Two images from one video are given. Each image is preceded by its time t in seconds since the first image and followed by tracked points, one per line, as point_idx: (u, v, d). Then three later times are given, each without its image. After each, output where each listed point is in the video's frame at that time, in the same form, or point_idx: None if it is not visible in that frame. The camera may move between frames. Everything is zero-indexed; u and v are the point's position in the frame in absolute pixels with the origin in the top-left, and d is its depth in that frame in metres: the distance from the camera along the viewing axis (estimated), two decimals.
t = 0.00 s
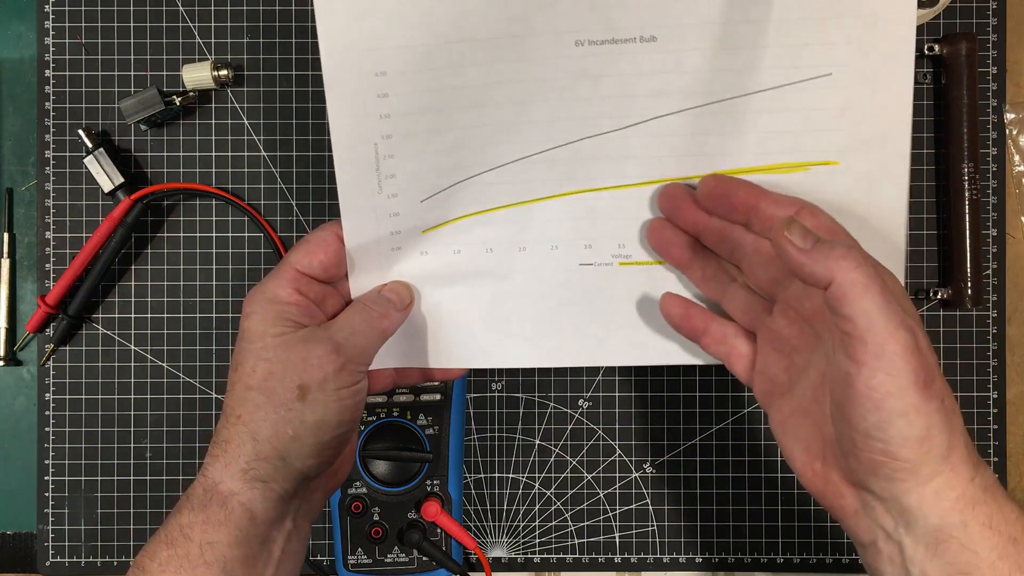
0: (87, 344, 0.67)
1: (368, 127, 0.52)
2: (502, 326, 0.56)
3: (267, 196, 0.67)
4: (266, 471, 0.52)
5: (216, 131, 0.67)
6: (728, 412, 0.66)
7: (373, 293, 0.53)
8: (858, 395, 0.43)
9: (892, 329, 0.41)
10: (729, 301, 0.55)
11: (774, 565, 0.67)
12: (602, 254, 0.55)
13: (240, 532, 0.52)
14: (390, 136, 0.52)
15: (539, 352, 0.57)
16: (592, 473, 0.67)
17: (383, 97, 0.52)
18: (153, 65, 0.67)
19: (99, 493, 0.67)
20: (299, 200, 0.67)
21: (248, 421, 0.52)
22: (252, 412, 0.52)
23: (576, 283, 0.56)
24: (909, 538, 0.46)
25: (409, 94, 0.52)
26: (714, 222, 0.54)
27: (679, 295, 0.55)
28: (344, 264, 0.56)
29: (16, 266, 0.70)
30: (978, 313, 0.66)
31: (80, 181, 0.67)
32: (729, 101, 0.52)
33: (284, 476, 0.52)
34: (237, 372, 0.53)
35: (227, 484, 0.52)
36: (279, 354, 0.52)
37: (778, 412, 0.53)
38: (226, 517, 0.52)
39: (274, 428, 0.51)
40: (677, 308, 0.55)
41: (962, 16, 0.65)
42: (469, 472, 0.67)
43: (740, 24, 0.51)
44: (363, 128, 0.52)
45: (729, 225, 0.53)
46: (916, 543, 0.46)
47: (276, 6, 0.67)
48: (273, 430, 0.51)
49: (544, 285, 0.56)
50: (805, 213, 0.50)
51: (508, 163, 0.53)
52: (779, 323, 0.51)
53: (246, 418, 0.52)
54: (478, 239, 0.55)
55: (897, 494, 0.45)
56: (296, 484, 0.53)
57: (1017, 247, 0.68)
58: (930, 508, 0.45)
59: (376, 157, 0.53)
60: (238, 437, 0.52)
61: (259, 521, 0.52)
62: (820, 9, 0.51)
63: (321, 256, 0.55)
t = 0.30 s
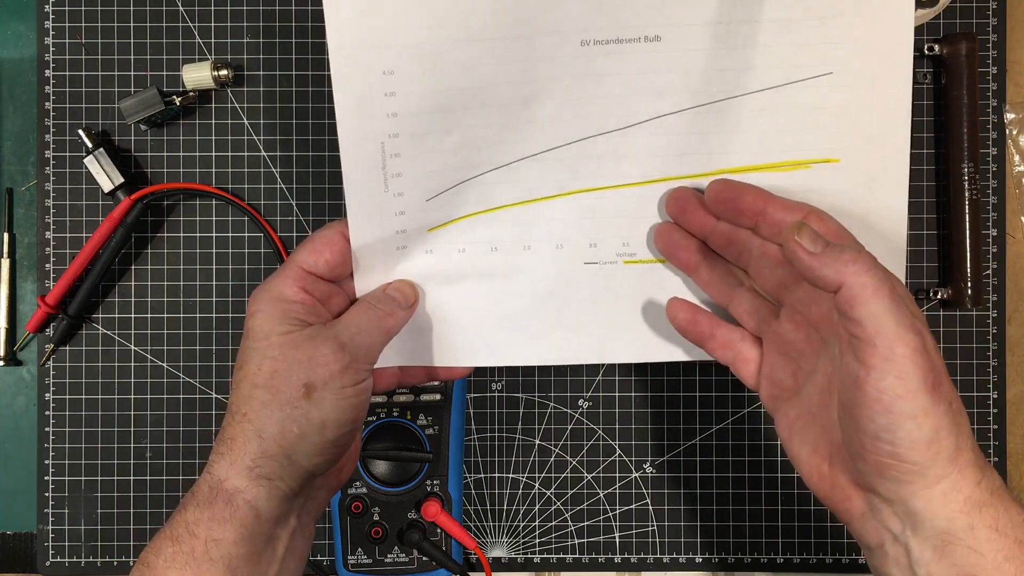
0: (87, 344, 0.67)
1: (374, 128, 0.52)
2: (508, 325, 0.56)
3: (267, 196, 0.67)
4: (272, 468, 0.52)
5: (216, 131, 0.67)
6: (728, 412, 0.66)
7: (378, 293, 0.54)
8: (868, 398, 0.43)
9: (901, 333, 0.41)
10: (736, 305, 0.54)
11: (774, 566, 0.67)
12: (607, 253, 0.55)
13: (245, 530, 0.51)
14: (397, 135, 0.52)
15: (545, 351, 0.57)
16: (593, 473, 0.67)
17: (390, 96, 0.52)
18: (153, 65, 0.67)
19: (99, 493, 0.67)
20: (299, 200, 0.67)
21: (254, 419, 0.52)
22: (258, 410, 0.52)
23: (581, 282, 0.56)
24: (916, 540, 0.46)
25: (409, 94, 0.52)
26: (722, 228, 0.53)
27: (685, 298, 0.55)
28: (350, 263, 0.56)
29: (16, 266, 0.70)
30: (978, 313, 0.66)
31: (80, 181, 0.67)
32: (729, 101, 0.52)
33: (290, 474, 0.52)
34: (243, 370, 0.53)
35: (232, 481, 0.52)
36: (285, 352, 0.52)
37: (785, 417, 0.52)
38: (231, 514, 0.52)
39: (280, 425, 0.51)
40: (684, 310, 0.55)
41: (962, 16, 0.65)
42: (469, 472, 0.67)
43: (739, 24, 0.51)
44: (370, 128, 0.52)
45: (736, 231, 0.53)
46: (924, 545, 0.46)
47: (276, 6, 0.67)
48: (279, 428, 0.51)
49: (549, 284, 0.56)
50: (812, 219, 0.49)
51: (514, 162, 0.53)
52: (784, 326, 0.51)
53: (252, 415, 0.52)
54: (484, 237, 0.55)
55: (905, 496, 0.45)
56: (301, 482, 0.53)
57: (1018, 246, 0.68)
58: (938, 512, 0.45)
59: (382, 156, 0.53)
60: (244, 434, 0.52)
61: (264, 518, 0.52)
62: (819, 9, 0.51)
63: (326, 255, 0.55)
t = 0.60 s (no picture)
0: (87, 344, 0.67)
1: (384, 129, 0.53)
2: (518, 327, 0.56)
3: (267, 196, 0.67)
4: (282, 470, 0.52)
5: (216, 131, 0.67)
6: (728, 412, 0.66)
7: (388, 295, 0.54)
8: (818, 395, 0.44)
9: (842, 328, 0.42)
10: (710, 298, 0.55)
11: (774, 566, 0.67)
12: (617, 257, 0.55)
13: (254, 531, 0.51)
14: (410, 138, 0.53)
15: (555, 354, 0.57)
16: (593, 473, 0.67)
17: (404, 99, 0.52)
18: (153, 65, 0.67)
19: (99, 493, 0.67)
20: (299, 200, 0.67)
21: (264, 420, 0.52)
22: (268, 411, 0.52)
23: (590, 286, 0.56)
24: (888, 527, 0.46)
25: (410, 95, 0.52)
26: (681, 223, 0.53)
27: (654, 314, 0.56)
28: (360, 265, 0.57)
29: (16, 266, 0.70)
30: (978, 313, 0.66)
31: (80, 181, 0.67)
32: (729, 101, 0.52)
33: (300, 476, 0.52)
34: (253, 371, 0.53)
35: (242, 483, 0.52)
36: (295, 354, 0.52)
37: (768, 403, 0.53)
38: (240, 515, 0.52)
39: (291, 427, 0.51)
40: (657, 329, 0.56)
41: (961, 16, 0.65)
42: (469, 472, 0.67)
43: (739, 25, 0.52)
44: (381, 131, 0.53)
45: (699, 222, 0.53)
46: (895, 532, 0.46)
47: (276, 6, 0.67)
48: (289, 430, 0.51)
49: (558, 288, 0.56)
50: (768, 209, 0.51)
51: (525, 166, 0.53)
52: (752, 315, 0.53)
53: (262, 417, 0.52)
54: (494, 241, 0.55)
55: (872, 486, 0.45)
56: (311, 484, 0.53)
57: (1018, 247, 0.67)
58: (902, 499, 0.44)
59: (395, 159, 0.53)
60: (254, 436, 0.52)
61: (273, 519, 0.52)
62: (819, 10, 0.51)
63: (337, 257, 0.55)
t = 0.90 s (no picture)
0: (87, 344, 0.67)
1: (382, 130, 0.53)
2: (519, 329, 0.56)
3: (267, 196, 0.67)
4: (281, 475, 0.52)
5: (216, 131, 0.67)
6: (728, 412, 0.66)
7: (388, 298, 0.54)
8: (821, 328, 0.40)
9: (851, 254, 0.37)
10: (702, 221, 0.51)
11: (774, 566, 0.66)
12: (618, 259, 0.55)
13: (254, 536, 0.51)
14: (408, 140, 0.53)
15: (557, 356, 0.56)
16: (592, 473, 0.67)
17: (403, 101, 0.52)
18: (153, 65, 0.67)
19: (99, 493, 0.67)
20: (299, 200, 0.67)
21: (263, 425, 0.52)
22: (267, 417, 0.51)
23: (590, 289, 0.56)
24: (879, 469, 0.44)
25: (411, 96, 0.52)
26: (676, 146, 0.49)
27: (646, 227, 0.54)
28: (360, 268, 0.57)
29: (16, 265, 0.70)
30: (978, 313, 0.66)
31: (80, 180, 0.67)
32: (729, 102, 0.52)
33: (300, 481, 0.52)
34: (252, 377, 0.53)
35: (241, 488, 0.52)
36: (294, 359, 0.52)
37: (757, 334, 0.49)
38: (240, 521, 0.52)
39: (290, 433, 0.51)
40: (645, 243, 0.53)
41: (961, 16, 0.65)
42: (469, 472, 0.67)
43: (738, 25, 0.52)
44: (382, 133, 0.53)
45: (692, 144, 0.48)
46: (887, 475, 0.44)
47: (276, 6, 0.67)
48: (288, 435, 0.51)
49: (558, 290, 0.56)
50: (772, 126, 0.45)
51: (525, 169, 0.53)
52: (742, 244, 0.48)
53: (262, 422, 0.51)
54: (494, 244, 0.55)
55: (864, 425, 0.43)
56: (311, 488, 0.53)
57: (1017, 246, 0.68)
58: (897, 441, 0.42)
59: (394, 161, 0.53)
60: (253, 441, 0.52)
61: (273, 524, 0.52)
62: (819, 11, 0.51)
63: (337, 260, 0.55)
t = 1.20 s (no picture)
0: (87, 344, 0.67)
1: (372, 132, 0.53)
2: (514, 330, 0.56)
3: (267, 196, 0.67)
4: (274, 478, 0.52)
5: (216, 131, 0.67)
6: (728, 412, 0.66)
7: (380, 301, 0.54)
8: (856, 291, 0.41)
9: (898, 215, 0.38)
10: (749, 206, 0.52)
11: (775, 566, 0.66)
12: (610, 260, 0.55)
13: (247, 539, 0.52)
14: (400, 143, 0.53)
15: (553, 356, 0.57)
16: (592, 473, 0.67)
17: (393, 104, 0.52)
18: (153, 65, 0.67)
19: (99, 493, 0.67)
20: (299, 200, 0.67)
21: (256, 429, 0.52)
22: (260, 420, 0.52)
23: (584, 290, 0.56)
24: (910, 448, 0.44)
25: (410, 96, 0.52)
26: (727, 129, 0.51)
27: (694, 206, 0.54)
28: (351, 270, 0.57)
29: (16, 265, 0.70)
30: (978, 313, 0.66)
31: (81, 180, 0.67)
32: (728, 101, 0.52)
33: (293, 484, 0.52)
34: (245, 380, 0.53)
35: (234, 492, 0.52)
36: (287, 362, 0.52)
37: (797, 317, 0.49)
38: (233, 524, 0.52)
39: (283, 436, 0.51)
40: (692, 219, 0.54)
41: (961, 16, 0.65)
42: (469, 472, 0.67)
43: (737, 26, 0.52)
44: (373, 139, 0.53)
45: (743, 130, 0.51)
46: (917, 454, 0.44)
47: (276, 6, 0.67)
48: (281, 438, 0.51)
49: (552, 291, 0.56)
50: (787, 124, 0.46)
51: (516, 170, 0.53)
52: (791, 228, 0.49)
53: (254, 426, 0.51)
54: (486, 245, 0.55)
55: (896, 400, 0.43)
56: (304, 491, 0.53)
57: (1017, 246, 0.67)
58: (931, 419, 0.42)
59: (385, 164, 0.53)
60: (246, 445, 0.52)
61: (266, 528, 0.52)
62: (819, 13, 0.51)
63: (329, 263, 0.55)
